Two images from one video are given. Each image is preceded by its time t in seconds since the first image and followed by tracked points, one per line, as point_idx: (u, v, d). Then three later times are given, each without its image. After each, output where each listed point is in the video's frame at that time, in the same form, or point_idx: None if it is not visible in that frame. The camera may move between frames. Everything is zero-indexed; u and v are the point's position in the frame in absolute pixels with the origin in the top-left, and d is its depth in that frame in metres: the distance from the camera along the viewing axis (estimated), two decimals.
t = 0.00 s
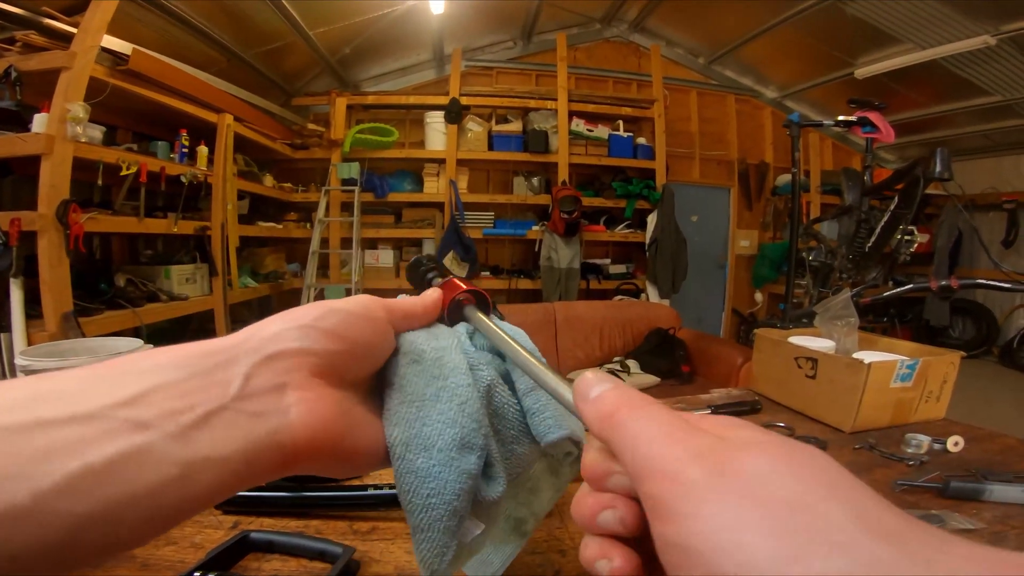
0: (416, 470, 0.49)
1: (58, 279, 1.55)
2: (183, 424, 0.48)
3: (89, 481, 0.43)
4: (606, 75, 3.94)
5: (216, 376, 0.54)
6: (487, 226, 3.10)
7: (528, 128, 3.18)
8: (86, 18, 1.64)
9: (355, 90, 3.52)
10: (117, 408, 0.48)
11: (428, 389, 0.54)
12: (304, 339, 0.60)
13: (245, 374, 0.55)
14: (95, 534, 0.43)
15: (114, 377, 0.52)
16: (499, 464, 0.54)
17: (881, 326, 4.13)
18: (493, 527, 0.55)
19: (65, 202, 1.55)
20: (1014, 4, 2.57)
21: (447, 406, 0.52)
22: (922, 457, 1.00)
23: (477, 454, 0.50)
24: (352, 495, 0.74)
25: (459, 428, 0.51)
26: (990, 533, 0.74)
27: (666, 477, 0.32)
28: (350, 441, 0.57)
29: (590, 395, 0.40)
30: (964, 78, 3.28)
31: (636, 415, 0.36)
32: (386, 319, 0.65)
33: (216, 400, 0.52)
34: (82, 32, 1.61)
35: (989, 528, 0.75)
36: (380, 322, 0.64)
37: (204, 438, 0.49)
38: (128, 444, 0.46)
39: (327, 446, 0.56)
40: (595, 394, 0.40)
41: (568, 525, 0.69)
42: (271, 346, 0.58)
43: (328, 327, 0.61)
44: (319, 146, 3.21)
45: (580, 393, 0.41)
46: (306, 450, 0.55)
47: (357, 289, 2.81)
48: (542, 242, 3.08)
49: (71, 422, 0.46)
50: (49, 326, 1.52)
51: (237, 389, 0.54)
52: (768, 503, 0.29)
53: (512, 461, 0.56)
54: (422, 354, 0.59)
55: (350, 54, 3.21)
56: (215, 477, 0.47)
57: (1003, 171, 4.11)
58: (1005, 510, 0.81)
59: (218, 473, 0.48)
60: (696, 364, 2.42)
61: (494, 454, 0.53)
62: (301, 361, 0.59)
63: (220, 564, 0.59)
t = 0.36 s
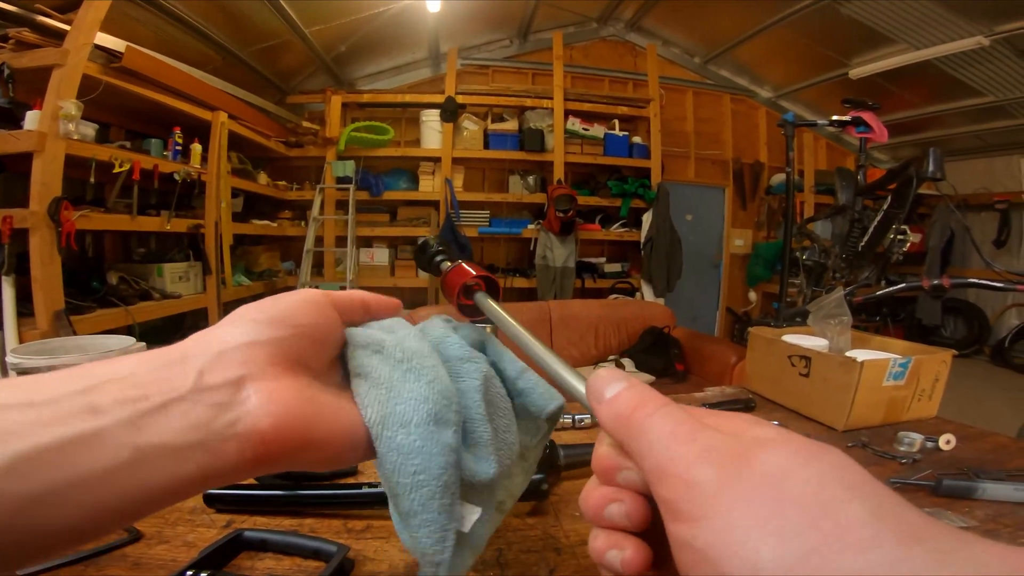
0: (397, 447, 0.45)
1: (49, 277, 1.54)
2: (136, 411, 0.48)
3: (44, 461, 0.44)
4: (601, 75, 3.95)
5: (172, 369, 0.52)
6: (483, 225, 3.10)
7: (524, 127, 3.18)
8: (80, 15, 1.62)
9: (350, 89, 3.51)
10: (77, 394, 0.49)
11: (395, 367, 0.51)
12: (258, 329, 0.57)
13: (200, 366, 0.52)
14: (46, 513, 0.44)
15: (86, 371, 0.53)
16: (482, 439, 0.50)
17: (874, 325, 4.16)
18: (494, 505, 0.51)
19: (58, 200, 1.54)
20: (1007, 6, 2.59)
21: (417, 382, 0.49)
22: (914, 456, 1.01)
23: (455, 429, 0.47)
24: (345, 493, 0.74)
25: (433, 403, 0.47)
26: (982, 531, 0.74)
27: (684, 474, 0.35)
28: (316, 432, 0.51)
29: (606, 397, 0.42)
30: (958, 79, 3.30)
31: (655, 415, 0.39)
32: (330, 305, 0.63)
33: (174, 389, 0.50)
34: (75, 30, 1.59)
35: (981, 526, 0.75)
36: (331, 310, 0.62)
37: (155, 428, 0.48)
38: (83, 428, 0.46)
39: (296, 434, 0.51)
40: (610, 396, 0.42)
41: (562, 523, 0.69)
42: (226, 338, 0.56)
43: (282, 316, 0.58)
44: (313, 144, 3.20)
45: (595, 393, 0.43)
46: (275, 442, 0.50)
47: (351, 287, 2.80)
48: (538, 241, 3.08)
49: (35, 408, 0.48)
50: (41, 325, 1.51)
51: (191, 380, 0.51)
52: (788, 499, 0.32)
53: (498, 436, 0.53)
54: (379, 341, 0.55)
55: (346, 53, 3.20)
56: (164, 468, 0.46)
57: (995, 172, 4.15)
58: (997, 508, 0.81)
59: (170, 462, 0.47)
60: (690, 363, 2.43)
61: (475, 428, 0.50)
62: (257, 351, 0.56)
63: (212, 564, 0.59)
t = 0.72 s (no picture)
0: (416, 458, 0.45)
1: (50, 275, 1.54)
2: (138, 414, 0.48)
3: (42, 466, 0.43)
4: (601, 72, 3.94)
5: (178, 369, 0.53)
6: (483, 222, 3.10)
7: (524, 124, 3.18)
8: (79, 13, 1.62)
9: (350, 86, 3.51)
10: (69, 399, 0.48)
11: (418, 371, 0.50)
12: (268, 327, 0.58)
13: (206, 367, 0.53)
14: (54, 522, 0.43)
15: (78, 372, 0.52)
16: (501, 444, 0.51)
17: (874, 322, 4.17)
18: (504, 510, 0.52)
19: (58, 197, 1.54)
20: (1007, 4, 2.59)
21: (441, 389, 0.49)
22: (915, 451, 1.01)
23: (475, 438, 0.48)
24: (350, 489, 0.74)
25: (454, 412, 0.48)
26: (983, 525, 0.75)
27: (655, 496, 0.32)
28: (336, 430, 0.55)
29: (552, 423, 0.39)
30: (958, 76, 3.29)
31: (610, 436, 0.36)
32: (356, 298, 0.60)
33: (179, 391, 0.51)
34: (74, 28, 1.58)
35: (981, 520, 0.76)
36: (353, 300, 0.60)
37: (162, 429, 0.48)
38: (83, 430, 0.46)
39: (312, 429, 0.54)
40: (556, 421, 0.39)
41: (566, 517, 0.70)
42: (235, 336, 0.56)
43: (295, 312, 0.59)
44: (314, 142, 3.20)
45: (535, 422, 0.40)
46: (288, 439, 0.53)
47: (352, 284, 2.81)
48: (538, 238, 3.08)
49: (24, 413, 0.47)
50: (43, 323, 1.52)
51: (198, 382, 0.52)
52: (751, 493, 0.31)
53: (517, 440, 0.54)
54: (404, 336, 0.55)
55: (345, 50, 3.19)
56: (172, 470, 0.46)
57: (995, 169, 4.15)
58: (997, 503, 0.82)
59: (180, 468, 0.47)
60: (691, 359, 2.43)
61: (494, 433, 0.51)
62: (266, 350, 0.57)
63: (220, 560, 0.59)
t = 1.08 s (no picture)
0: (414, 516, 0.43)
1: (63, 270, 1.56)
2: (132, 494, 0.43)
3: (36, 546, 0.42)
4: (607, 68, 3.93)
5: (180, 439, 0.45)
6: (489, 218, 3.09)
7: (530, 120, 3.17)
8: (88, 11, 1.63)
9: (356, 83, 3.52)
10: (57, 472, 0.43)
11: (404, 429, 0.45)
12: (281, 396, 0.48)
13: (211, 438, 0.45)
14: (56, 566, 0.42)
15: (72, 424, 0.45)
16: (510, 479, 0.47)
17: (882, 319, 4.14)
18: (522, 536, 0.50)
19: (70, 194, 1.55)
20: None
21: (428, 446, 0.44)
22: (928, 448, 1.01)
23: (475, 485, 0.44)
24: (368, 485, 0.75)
25: (446, 467, 0.43)
26: (996, 522, 0.75)
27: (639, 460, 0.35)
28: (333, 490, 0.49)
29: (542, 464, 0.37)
30: (969, 73, 3.26)
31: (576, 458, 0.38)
32: (362, 356, 0.51)
33: (180, 463, 0.44)
34: (85, 26, 1.59)
35: (995, 517, 0.76)
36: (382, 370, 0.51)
37: (154, 507, 0.44)
38: (76, 511, 0.42)
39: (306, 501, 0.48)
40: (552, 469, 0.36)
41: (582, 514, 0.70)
42: (245, 404, 0.47)
43: (315, 379, 0.48)
44: (321, 139, 3.20)
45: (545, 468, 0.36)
46: (284, 504, 0.48)
47: (359, 280, 2.82)
48: (544, 234, 3.08)
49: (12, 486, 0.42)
50: (55, 318, 1.53)
51: (202, 455, 0.45)
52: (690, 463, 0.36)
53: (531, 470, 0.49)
54: (392, 394, 0.47)
55: (352, 47, 3.20)
56: (163, 545, 0.45)
57: (1006, 166, 4.11)
58: (1011, 501, 0.81)
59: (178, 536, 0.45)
60: (698, 356, 2.43)
61: (498, 472, 0.45)
62: (280, 420, 0.48)
63: (241, 555, 0.61)
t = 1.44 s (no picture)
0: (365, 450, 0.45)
1: (76, 265, 1.58)
2: (94, 430, 0.44)
3: None
4: (615, 63, 3.91)
5: (149, 373, 0.48)
6: (497, 213, 3.09)
7: (538, 116, 3.17)
8: (99, 8, 1.63)
9: (364, 79, 3.53)
10: (13, 408, 0.45)
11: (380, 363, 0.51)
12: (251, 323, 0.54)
13: (183, 372, 0.49)
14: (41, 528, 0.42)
15: (15, 377, 0.47)
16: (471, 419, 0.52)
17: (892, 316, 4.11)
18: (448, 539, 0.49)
19: (83, 189, 1.57)
20: None
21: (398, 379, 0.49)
22: (941, 444, 1.01)
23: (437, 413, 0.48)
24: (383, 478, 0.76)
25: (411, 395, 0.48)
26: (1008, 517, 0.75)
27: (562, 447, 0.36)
28: (313, 437, 0.49)
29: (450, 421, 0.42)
30: (982, 69, 3.22)
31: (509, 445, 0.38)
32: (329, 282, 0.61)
33: (145, 401, 0.46)
34: (96, 22, 1.61)
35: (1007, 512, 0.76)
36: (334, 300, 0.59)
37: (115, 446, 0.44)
38: (18, 453, 0.42)
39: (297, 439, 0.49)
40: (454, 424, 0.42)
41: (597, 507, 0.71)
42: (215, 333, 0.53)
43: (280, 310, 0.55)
44: (329, 134, 3.21)
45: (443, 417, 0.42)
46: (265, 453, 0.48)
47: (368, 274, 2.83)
48: (552, 229, 3.08)
49: None
50: (69, 312, 1.56)
51: (171, 389, 0.48)
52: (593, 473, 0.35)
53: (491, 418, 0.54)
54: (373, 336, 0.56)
55: (359, 43, 3.20)
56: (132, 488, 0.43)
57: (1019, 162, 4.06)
58: None
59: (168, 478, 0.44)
60: (706, 352, 2.43)
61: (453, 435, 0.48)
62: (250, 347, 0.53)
63: (261, 548, 0.63)
